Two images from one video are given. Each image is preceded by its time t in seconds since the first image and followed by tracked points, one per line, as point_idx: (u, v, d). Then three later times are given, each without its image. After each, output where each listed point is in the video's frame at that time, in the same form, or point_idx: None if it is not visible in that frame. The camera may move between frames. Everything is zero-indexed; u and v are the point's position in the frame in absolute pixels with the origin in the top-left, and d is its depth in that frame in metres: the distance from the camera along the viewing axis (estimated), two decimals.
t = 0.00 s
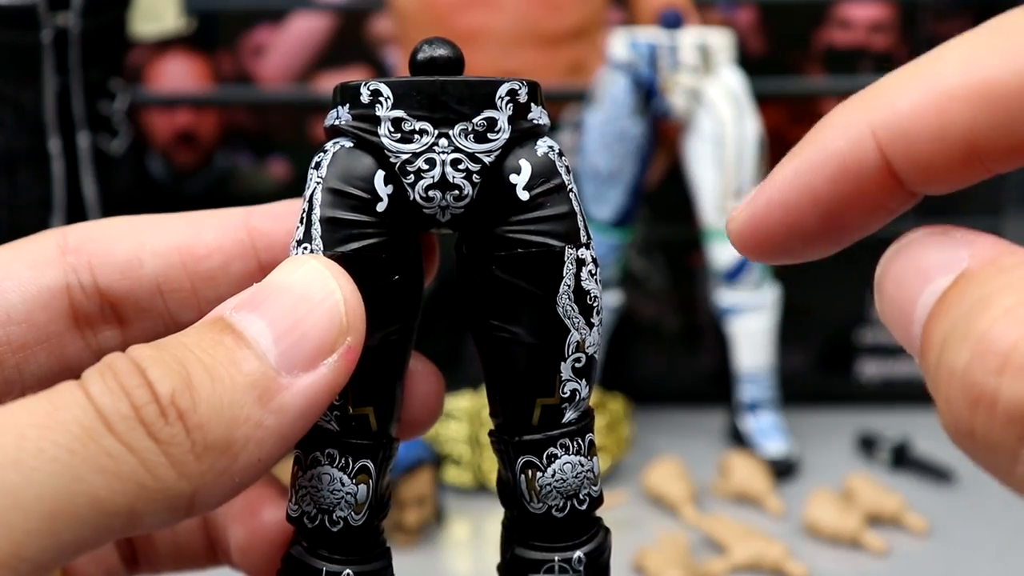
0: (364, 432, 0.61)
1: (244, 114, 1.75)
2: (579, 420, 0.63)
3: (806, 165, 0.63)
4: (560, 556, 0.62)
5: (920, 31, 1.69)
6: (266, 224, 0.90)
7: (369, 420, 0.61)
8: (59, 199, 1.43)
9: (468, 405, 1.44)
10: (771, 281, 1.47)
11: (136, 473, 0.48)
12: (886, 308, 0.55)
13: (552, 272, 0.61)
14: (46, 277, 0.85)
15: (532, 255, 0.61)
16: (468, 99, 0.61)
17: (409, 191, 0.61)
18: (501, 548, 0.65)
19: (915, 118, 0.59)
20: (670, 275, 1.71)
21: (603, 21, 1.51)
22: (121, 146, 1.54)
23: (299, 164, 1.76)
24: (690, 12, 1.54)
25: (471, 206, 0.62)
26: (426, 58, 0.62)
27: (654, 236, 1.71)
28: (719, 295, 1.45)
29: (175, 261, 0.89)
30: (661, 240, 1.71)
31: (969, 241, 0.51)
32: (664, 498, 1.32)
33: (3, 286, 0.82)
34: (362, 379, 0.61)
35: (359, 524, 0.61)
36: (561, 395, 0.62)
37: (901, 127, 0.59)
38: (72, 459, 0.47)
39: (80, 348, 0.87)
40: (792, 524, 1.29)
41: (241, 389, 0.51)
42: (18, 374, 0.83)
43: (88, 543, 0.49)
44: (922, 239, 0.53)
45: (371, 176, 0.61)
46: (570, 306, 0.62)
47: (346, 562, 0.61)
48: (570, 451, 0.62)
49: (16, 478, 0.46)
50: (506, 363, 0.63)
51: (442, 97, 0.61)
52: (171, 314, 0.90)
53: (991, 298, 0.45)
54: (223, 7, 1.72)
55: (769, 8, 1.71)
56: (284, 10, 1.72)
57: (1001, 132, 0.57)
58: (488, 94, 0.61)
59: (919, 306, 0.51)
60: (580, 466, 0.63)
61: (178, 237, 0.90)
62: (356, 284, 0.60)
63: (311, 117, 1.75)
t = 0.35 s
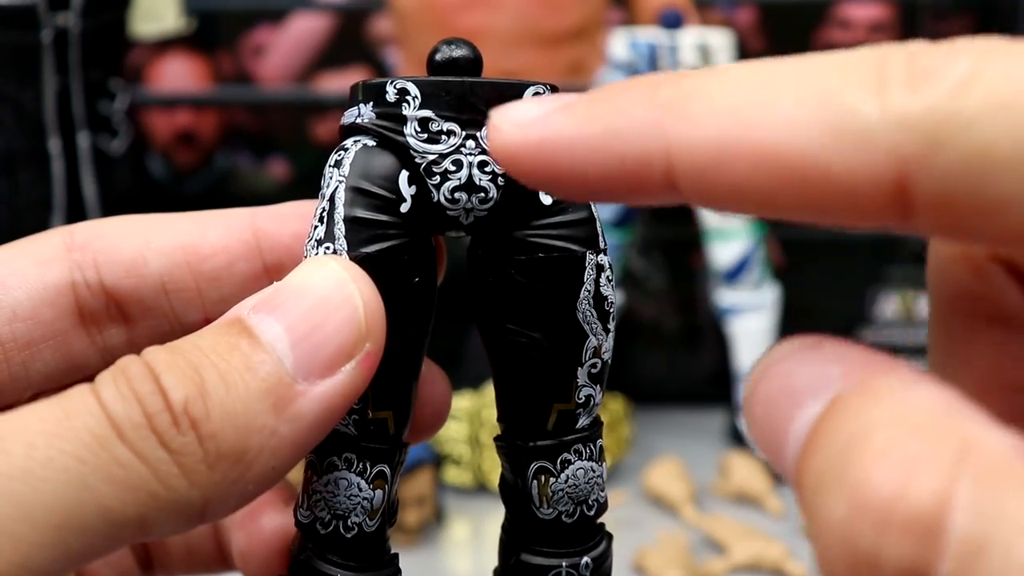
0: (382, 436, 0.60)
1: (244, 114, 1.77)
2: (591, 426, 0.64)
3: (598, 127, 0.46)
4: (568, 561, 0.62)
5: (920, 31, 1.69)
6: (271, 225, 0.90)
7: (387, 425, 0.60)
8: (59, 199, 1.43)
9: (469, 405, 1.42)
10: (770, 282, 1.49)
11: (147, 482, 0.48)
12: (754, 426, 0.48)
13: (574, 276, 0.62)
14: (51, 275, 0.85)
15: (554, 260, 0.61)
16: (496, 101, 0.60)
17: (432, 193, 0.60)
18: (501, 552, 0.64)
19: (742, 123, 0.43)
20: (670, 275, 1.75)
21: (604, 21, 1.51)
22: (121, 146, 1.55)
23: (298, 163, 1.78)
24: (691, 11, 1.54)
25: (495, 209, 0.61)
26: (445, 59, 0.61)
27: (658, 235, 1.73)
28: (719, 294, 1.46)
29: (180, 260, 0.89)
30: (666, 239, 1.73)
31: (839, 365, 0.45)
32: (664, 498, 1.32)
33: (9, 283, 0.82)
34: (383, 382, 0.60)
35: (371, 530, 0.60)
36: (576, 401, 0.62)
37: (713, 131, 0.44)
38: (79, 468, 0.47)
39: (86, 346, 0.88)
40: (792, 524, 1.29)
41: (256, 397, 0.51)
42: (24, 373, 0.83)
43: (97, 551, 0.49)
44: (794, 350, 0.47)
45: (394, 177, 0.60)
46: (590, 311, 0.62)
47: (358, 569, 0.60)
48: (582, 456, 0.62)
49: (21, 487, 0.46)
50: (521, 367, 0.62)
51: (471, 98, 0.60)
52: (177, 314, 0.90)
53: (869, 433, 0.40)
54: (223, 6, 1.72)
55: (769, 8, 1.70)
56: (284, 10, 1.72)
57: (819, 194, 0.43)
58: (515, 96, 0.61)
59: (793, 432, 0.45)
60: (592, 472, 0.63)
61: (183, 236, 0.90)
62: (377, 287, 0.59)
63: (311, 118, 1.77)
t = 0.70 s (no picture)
0: (381, 437, 0.60)
1: (244, 114, 1.78)
2: (592, 426, 0.64)
3: (527, 179, 0.48)
4: (570, 562, 0.62)
5: (920, 31, 1.69)
6: (272, 225, 0.90)
7: (386, 425, 0.60)
8: (59, 199, 1.43)
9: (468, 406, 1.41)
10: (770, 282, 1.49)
11: (148, 485, 0.48)
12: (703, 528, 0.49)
13: (574, 276, 0.61)
14: (52, 274, 0.85)
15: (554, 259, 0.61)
16: (493, 101, 0.60)
17: (431, 193, 0.60)
18: (504, 557, 0.64)
19: (662, 188, 0.45)
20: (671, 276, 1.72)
21: (603, 21, 1.51)
22: (121, 146, 1.54)
23: (297, 162, 1.78)
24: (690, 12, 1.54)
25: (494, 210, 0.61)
26: (445, 59, 0.61)
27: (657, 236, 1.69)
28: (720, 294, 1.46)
29: (180, 260, 0.89)
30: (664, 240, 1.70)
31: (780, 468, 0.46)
32: (664, 498, 1.32)
33: (9, 283, 0.83)
34: (382, 383, 0.60)
35: (371, 531, 0.60)
36: (577, 401, 0.62)
37: (634, 193, 0.45)
38: (82, 471, 0.47)
39: (87, 346, 0.88)
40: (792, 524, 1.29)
41: (254, 400, 0.51)
42: (24, 372, 0.83)
43: (97, 553, 0.49)
44: (741, 453, 0.48)
45: (393, 177, 0.60)
46: (589, 311, 0.62)
47: (359, 570, 0.59)
48: (584, 457, 0.62)
49: (23, 490, 0.46)
50: (522, 368, 0.62)
51: (469, 99, 0.60)
52: (177, 314, 0.90)
53: (814, 528, 0.42)
54: (223, 6, 1.72)
55: (769, 9, 1.70)
56: (284, 10, 1.72)
57: (734, 257, 0.44)
58: (514, 96, 0.60)
59: (743, 537, 0.46)
60: (592, 472, 0.63)
61: (184, 236, 0.90)
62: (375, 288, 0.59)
63: (311, 118, 1.77)
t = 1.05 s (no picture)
0: (376, 433, 0.60)
1: (244, 114, 1.76)
2: (589, 423, 0.63)
3: (576, 122, 0.54)
4: (568, 560, 0.61)
5: (920, 32, 1.68)
6: (271, 223, 0.90)
7: (382, 421, 0.60)
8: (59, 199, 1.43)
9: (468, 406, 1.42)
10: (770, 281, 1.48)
11: (146, 482, 0.48)
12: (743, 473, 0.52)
13: (568, 271, 0.61)
14: (50, 274, 0.85)
15: (547, 254, 0.61)
16: (486, 96, 0.60)
17: (425, 188, 0.60)
18: (504, 553, 0.64)
19: (714, 135, 0.50)
20: (670, 275, 1.70)
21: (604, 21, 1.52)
22: (121, 146, 1.54)
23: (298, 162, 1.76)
24: (690, 12, 1.54)
25: (488, 204, 0.61)
26: (439, 55, 0.61)
27: (656, 236, 1.69)
28: (720, 294, 1.47)
29: (178, 258, 0.89)
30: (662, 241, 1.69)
31: (820, 417, 0.49)
32: (664, 498, 1.32)
33: (7, 282, 0.83)
34: (377, 379, 0.60)
35: (368, 528, 0.60)
36: (573, 397, 0.62)
37: (683, 136, 0.51)
38: (80, 469, 0.47)
39: (86, 346, 0.88)
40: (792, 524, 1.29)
41: (250, 396, 0.51)
42: (23, 372, 0.83)
43: (96, 551, 0.49)
44: (781, 404, 0.51)
45: (387, 173, 0.60)
46: (585, 306, 0.62)
47: (355, 567, 0.59)
48: (581, 454, 0.62)
49: (22, 488, 0.46)
50: (517, 363, 0.62)
51: (462, 94, 0.60)
52: (176, 313, 0.90)
53: (850, 475, 0.44)
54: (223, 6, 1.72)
55: (769, 8, 1.68)
56: (284, 10, 1.72)
57: (778, 204, 0.49)
58: (506, 91, 0.61)
59: (781, 480, 0.49)
60: (590, 469, 0.63)
61: (182, 235, 0.90)
62: (370, 284, 0.59)
63: (311, 118, 1.74)
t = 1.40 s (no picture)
0: (374, 430, 0.60)
1: (243, 114, 1.75)
2: (591, 420, 0.63)
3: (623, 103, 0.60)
4: (570, 558, 0.61)
5: (919, 32, 1.69)
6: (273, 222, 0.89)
7: (380, 418, 0.60)
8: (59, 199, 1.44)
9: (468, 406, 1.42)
10: (770, 282, 1.49)
11: (146, 480, 0.48)
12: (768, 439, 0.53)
13: (568, 268, 0.61)
14: (52, 273, 0.85)
15: (547, 251, 0.61)
16: (484, 93, 0.60)
17: (422, 185, 0.61)
18: (509, 551, 0.64)
19: (755, 111, 0.54)
20: (670, 275, 1.70)
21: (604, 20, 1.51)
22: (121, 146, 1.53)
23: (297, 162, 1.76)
24: (690, 12, 1.54)
25: (486, 201, 0.61)
26: (439, 53, 0.62)
27: (655, 236, 1.70)
28: (720, 294, 1.47)
29: (181, 257, 0.89)
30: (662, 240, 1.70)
31: (846, 378, 0.50)
32: (664, 498, 1.32)
33: (9, 281, 0.82)
34: (375, 375, 0.60)
35: (367, 525, 0.60)
36: (573, 394, 0.62)
37: (728, 113, 0.55)
38: (80, 466, 0.47)
39: (88, 344, 0.88)
40: (792, 524, 1.29)
41: (248, 393, 0.51)
42: (25, 371, 0.83)
43: (96, 549, 0.49)
44: (807, 366, 0.52)
45: (385, 170, 0.60)
46: (584, 302, 0.62)
47: (354, 563, 0.59)
48: (582, 451, 0.62)
49: (24, 485, 0.46)
50: (517, 360, 0.62)
51: (459, 90, 0.60)
52: (178, 311, 0.90)
53: (873, 435, 0.45)
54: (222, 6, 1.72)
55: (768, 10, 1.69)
56: (284, 10, 1.71)
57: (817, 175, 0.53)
58: (505, 87, 0.61)
59: (805, 441, 0.49)
60: (592, 466, 0.62)
61: (184, 233, 0.89)
62: (367, 281, 0.59)
63: (312, 118, 1.73)
